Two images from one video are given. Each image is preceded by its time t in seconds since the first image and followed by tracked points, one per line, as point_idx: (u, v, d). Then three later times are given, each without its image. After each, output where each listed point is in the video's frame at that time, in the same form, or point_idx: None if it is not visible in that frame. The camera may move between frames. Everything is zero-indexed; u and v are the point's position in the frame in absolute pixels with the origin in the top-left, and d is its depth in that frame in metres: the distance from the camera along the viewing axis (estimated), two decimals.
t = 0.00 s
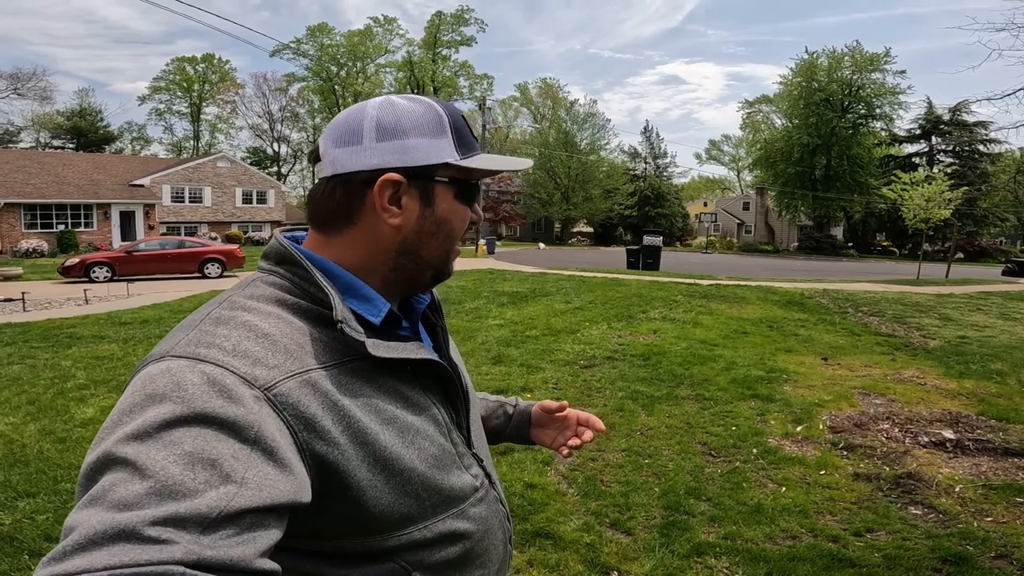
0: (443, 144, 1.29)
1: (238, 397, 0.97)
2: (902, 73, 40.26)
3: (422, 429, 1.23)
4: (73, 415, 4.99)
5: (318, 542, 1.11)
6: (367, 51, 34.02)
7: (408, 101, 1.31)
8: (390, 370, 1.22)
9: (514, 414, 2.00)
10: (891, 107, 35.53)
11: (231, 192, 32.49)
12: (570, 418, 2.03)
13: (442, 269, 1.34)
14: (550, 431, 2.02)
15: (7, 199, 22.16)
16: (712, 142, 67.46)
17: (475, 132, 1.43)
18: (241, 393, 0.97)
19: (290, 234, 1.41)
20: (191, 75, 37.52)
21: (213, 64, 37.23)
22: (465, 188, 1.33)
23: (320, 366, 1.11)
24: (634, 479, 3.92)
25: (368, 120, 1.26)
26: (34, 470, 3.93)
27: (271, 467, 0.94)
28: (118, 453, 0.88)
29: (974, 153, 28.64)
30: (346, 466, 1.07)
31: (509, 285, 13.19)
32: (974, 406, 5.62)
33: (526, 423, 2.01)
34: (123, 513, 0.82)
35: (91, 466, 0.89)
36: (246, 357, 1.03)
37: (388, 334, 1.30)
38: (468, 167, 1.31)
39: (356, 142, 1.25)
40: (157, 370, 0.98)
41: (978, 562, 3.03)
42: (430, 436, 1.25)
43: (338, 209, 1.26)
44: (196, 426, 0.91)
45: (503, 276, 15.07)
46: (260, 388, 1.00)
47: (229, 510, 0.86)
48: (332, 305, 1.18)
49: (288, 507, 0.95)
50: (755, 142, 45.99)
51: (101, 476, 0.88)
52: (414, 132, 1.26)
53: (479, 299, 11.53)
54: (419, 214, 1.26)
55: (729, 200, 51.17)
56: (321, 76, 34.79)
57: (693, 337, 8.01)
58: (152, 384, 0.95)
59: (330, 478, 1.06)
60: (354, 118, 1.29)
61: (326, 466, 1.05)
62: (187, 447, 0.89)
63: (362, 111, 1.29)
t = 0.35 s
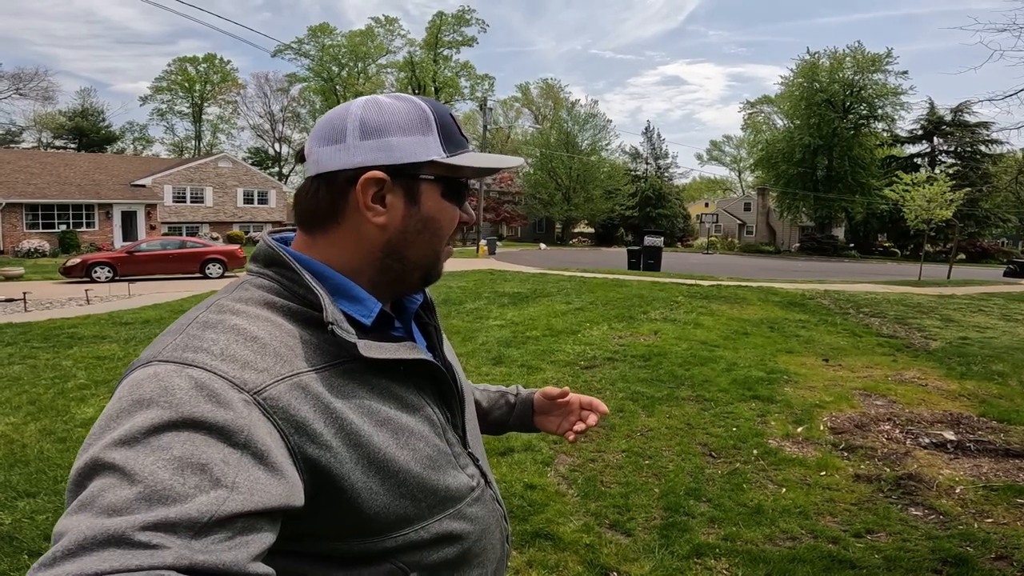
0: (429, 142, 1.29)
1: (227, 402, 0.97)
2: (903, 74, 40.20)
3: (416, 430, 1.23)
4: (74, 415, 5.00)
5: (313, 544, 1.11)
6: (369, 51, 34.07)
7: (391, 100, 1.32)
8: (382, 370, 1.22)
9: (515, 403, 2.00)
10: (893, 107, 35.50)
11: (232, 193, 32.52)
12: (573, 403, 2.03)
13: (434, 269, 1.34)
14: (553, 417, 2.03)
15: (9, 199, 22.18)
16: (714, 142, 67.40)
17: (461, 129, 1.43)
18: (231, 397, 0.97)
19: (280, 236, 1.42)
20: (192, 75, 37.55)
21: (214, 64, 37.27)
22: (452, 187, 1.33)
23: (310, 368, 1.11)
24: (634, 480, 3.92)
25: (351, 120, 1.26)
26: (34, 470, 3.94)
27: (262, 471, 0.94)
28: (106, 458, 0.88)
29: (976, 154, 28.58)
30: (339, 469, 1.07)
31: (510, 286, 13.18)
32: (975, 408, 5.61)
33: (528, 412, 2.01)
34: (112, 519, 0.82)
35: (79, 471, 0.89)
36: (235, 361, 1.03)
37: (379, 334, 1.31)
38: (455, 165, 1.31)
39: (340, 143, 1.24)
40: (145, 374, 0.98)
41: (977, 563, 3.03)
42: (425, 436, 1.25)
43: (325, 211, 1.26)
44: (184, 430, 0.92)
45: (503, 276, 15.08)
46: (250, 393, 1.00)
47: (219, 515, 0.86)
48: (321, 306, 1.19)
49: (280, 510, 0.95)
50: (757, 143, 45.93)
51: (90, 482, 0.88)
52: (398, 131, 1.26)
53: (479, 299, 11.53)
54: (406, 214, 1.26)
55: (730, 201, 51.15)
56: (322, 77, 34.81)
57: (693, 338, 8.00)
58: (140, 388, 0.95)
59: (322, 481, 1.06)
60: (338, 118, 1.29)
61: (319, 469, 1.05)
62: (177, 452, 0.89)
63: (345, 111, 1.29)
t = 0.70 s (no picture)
0: (425, 129, 1.29)
1: (226, 393, 0.97)
2: (903, 74, 40.21)
3: (418, 422, 1.23)
4: (75, 414, 4.99)
5: (315, 537, 1.11)
6: (369, 51, 34.10)
7: (384, 89, 1.31)
8: (383, 362, 1.22)
9: (531, 395, 2.00)
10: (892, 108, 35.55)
11: (233, 193, 32.53)
12: (586, 395, 2.06)
13: (436, 257, 1.35)
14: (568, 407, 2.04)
15: (9, 199, 22.17)
16: (714, 142, 67.42)
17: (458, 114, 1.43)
18: (230, 388, 0.98)
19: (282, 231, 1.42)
20: (193, 75, 37.54)
21: (214, 64, 37.26)
22: (451, 172, 1.33)
23: (311, 359, 1.11)
24: (635, 478, 3.92)
25: (347, 112, 1.27)
26: (36, 468, 3.93)
27: (261, 464, 0.94)
28: (106, 449, 0.88)
29: (976, 154, 28.60)
30: (340, 462, 1.07)
31: (510, 286, 13.18)
32: (975, 407, 5.62)
33: (543, 403, 2.02)
34: (112, 509, 0.82)
35: (80, 464, 0.90)
36: (234, 353, 1.03)
37: (381, 326, 1.31)
38: (453, 152, 1.31)
39: (339, 133, 1.25)
40: (146, 367, 0.98)
41: (979, 561, 3.03)
42: (428, 429, 1.25)
43: (324, 203, 1.28)
44: (184, 421, 0.92)
45: (504, 276, 15.08)
46: (249, 384, 1.00)
47: (218, 505, 0.86)
48: (323, 297, 1.19)
49: (280, 502, 0.95)
50: (757, 143, 45.93)
51: (91, 475, 0.89)
52: (394, 119, 1.27)
53: (479, 299, 11.53)
54: (405, 202, 1.26)
55: (730, 201, 51.19)
56: (323, 77, 34.80)
57: (694, 338, 8.00)
58: (141, 380, 0.96)
59: (324, 474, 1.06)
60: (334, 110, 1.29)
61: (319, 461, 1.05)
62: (176, 443, 0.89)
63: (338, 105, 1.30)
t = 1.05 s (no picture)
0: (431, 142, 1.29)
1: (233, 406, 0.97)
2: (902, 74, 40.22)
3: (426, 435, 1.23)
4: (78, 415, 5.00)
5: (324, 549, 1.12)
6: (369, 51, 34.13)
7: (391, 100, 1.32)
8: (391, 374, 1.22)
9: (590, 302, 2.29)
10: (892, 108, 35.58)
11: (233, 193, 32.53)
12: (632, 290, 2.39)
13: (439, 272, 1.35)
14: (620, 307, 2.32)
15: (9, 199, 22.16)
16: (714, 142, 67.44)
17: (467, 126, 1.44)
18: (238, 402, 0.98)
19: (287, 240, 1.42)
20: (192, 75, 37.52)
21: (214, 64, 37.25)
22: (457, 186, 1.33)
23: (317, 373, 1.11)
24: (638, 480, 3.92)
25: (353, 121, 1.27)
26: (40, 470, 3.94)
27: (268, 475, 0.94)
28: (116, 463, 0.89)
29: (975, 154, 28.60)
30: (347, 473, 1.08)
31: (511, 287, 13.19)
32: (976, 408, 5.62)
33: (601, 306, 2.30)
34: (122, 523, 0.83)
35: (91, 476, 0.90)
36: (241, 367, 1.04)
37: (386, 339, 1.31)
38: (459, 165, 1.31)
39: (344, 144, 1.25)
40: (154, 382, 0.98)
41: (981, 562, 3.04)
42: (437, 439, 1.25)
43: (327, 213, 1.28)
44: (193, 435, 0.92)
45: (505, 277, 15.10)
46: (255, 398, 1.01)
47: (226, 518, 0.87)
48: (327, 310, 1.19)
49: (289, 515, 0.96)
50: (757, 143, 45.94)
51: (100, 488, 0.89)
52: (399, 130, 1.27)
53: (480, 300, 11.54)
54: (408, 215, 1.27)
55: (730, 202, 51.20)
56: (323, 77, 34.80)
57: (695, 339, 8.00)
58: (148, 395, 0.96)
59: (331, 485, 1.07)
60: (341, 120, 1.29)
61: (325, 473, 1.06)
62: (183, 457, 0.90)
63: (345, 114, 1.30)
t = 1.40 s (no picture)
0: (448, 143, 1.29)
1: (248, 401, 0.97)
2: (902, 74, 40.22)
3: (437, 435, 1.23)
4: (80, 415, 5.00)
5: (332, 547, 1.12)
6: (369, 51, 34.15)
7: (413, 103, 1.32)
8: (404, 374, 1.23)
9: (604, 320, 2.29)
10: (892, 108, 35.57)
11: (233, 193, 32.53)
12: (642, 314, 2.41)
13: (454, 275, 1.35)
14: (632, 325, 2.36)
15: (9, 199, 22.15)
16: (714, 142, 67.45)
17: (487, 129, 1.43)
18: (251, 398, 0.98)
19: (307, 240, 1.43)
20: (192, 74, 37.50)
21: (214, 63, 37.24)
22: (473, 187, 1.33)
23: (331, 372, 1.11)
24: (641, 480, 3.93)
25: (375, 122, 1.27)
26: (43, 470, 3.94)
27: (281, 471, 0.94)
28: (131, 454, 0.89)
29: (975, 154, 28.61)
30: (357, 472, 1.08)
31: (511, 287, 13.19)
32: (977, 408, 5.63)
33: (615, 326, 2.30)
34: (135, 515, 0.83)
35: (106, 468, 0.91)
36: (256, 362, 1.04)
37: (402, 339, 1.31)
38: (477, 167, 1.31)
39: (363, 145, 1.26)
40: (170, 375, 0.99)
41: (984, 561, 3.04)
42: (447, 440, 1.25)
43: (346, 214, 1.28)
44: (207, 429, 0.93)
45: (505, 277, 15.11)
46: (270, 393, 1.01)
47: (237, 512, 0.87)
48: (344, 310, 1.19)
49: (298, 510, 0.96)
50: (757, 143, 45.94)
51: (116, 479, 0.90)
52: (416, 132, 1.27)
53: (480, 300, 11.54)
54: (424, 217, 1.27)
55: (730, 202, 51.24)
56: (323, 77, 34.79)
57: (696, 338, 8.00)
58: (165, 388, 0.97)
59: (341, 483, 1.07)
60: (360, 122, 1.30)
61: (335, 471, 1.06)
62: (198, 450, 0.90)
63: (368, 115, 1.31)
